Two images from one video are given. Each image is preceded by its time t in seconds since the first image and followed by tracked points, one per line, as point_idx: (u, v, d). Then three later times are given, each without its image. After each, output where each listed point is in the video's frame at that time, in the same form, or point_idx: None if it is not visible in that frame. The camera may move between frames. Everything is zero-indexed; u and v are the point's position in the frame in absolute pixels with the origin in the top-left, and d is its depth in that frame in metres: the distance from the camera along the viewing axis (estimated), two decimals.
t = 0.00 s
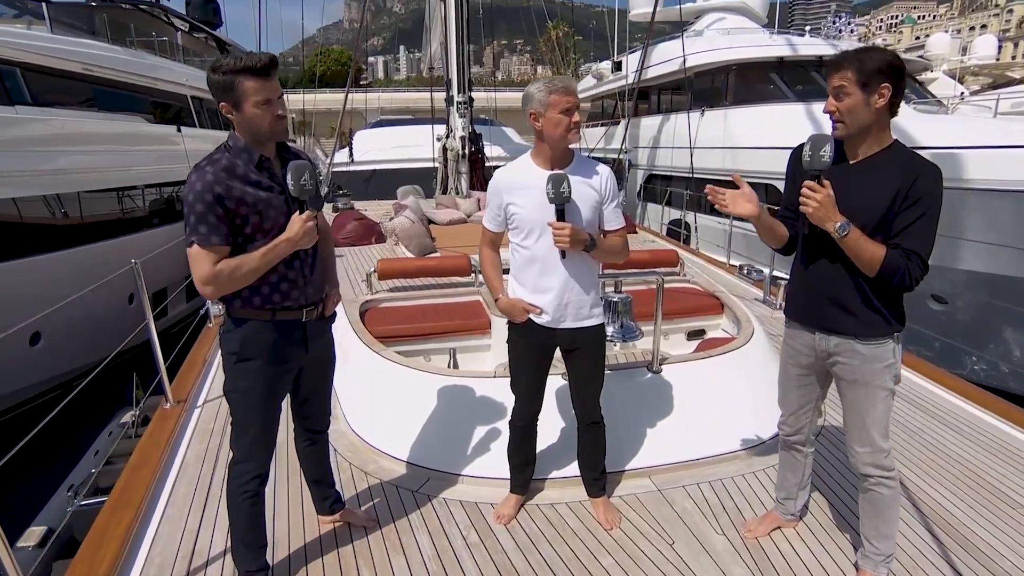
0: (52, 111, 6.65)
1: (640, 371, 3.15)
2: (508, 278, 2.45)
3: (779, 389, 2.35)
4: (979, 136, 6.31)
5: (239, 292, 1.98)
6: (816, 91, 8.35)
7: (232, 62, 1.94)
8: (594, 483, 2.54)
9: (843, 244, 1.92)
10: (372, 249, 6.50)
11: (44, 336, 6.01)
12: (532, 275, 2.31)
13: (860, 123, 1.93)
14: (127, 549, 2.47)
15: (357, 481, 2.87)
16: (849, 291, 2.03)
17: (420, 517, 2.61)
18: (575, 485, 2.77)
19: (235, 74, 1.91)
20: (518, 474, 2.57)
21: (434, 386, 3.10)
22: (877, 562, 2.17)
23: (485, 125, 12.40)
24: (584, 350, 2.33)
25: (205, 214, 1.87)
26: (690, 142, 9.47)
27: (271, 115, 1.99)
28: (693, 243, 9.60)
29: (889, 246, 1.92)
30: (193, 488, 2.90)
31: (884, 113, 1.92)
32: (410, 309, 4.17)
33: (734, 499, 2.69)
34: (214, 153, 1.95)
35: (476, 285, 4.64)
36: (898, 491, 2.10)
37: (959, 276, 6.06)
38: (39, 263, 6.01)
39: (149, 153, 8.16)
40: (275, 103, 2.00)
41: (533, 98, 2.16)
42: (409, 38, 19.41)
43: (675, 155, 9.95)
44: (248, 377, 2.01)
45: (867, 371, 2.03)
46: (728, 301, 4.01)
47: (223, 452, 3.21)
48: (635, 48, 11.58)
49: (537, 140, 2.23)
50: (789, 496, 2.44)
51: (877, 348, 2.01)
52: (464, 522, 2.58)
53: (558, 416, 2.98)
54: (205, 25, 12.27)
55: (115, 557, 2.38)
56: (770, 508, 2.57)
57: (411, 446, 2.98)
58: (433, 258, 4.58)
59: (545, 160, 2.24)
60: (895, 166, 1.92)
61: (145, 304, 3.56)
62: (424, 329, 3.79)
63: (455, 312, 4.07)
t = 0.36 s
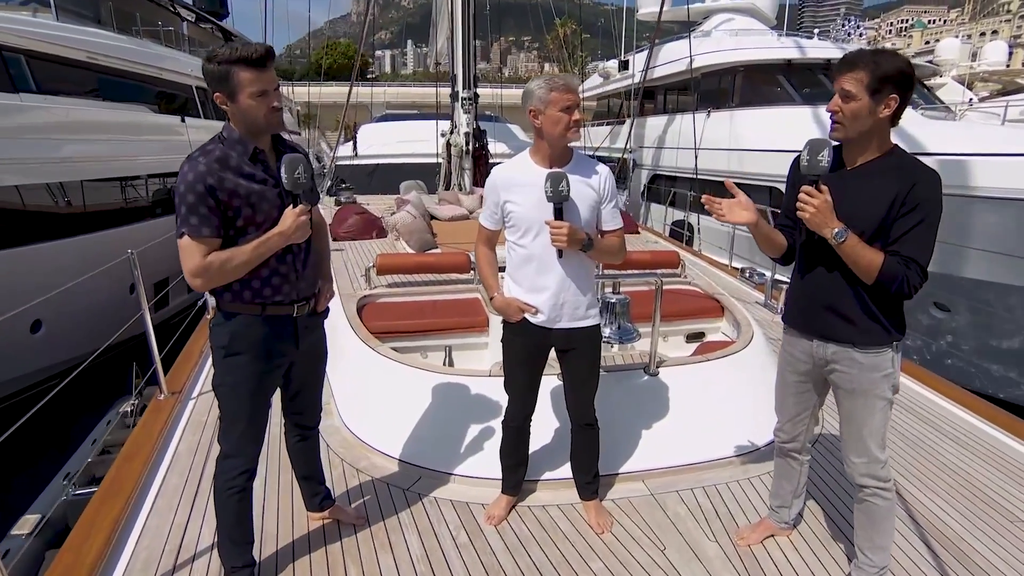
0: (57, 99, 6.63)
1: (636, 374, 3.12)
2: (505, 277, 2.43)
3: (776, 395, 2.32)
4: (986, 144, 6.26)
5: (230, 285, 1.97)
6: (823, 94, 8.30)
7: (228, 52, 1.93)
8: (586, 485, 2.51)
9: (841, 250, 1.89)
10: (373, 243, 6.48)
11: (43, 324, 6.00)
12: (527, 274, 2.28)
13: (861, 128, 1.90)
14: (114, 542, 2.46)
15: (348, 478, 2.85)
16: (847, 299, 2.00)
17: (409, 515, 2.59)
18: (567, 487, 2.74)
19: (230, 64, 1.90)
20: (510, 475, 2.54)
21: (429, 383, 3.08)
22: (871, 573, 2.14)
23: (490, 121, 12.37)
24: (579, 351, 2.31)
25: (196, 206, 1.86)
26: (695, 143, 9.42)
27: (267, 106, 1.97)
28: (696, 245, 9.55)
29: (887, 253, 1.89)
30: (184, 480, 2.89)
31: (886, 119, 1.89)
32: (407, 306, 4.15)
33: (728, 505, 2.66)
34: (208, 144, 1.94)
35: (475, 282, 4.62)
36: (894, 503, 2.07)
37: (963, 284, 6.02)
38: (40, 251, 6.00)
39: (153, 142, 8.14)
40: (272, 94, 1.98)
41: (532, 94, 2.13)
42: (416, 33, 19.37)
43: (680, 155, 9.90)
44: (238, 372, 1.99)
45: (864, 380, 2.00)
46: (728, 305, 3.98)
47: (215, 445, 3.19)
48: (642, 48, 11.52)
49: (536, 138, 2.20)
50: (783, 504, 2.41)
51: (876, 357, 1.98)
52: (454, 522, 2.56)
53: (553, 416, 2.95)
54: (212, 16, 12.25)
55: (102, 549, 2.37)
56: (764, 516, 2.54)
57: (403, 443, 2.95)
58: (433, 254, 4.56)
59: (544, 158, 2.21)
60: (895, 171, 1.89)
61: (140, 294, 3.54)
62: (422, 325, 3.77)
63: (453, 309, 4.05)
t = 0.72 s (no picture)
0: (30, 105, 6.47)
1: (627, 377, 3.06)
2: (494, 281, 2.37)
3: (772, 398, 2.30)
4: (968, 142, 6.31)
5: (213, 294, 1.91)
6: (805, 95, 8.35)
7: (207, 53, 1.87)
8: (582, 493, 2.46)
9: (842, 252, 1.86)
10: (358, 248, 6.40)
11: (20, 336, 5.85)
12: (519, 278, 2.23)
13: (860, 129, 1.87)
14: (92, 563, 2.37)
15: (337, 489, 2.78)
16: (847, 300, 1.97)
17: (401, 527, 2.54)
18: (561, 495, 2.69)
19: (210, 65, 1.84)
20: (504, 484, 2.49)
21: (418, 391, 3.01)
22: None
23: (475, 124, 12.31)
24: (574, 356, 2.26)
25: (176, 213, 1.79)
26: (679, 143, 9.43)
27: (249, 110, 1.91)
28: (682, 246, 9.55)
29: (887, 254, 1.87)
30: (167, 496, 2.80)
31: (886, 119, 1.87)
32: (394, 311, 4.07)
33: (725, 510, 2.63)
34: (187, 148, 1.87)
35: (463, 286, 4.55)
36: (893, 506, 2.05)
37: (946, 281, 6.07)
38: (14, 261, 5.84)
39: (131, 148, 7.99)
40: (254, 96, 1.92)
41: (522, 95, 2.09)
42: (397, 36, 19.25)
43: (665, 156, 9.92)
44: (222, 385, 1.93)
45: (863, 383, 1.98)
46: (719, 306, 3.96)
47: (198, 459, 3.10)
48: (625, 49, 11.53)
49: (526, 139, 2.16)
50: (781, 509, 2.38)
51: (874, 358, 1.96)
52: (447, 533, 2.50)
53: (546, 421, 2.90)
54: (190, 19, 12.08)
55: (80, 571, 2.28)
56: (762, 520, 2.51)
57: (394, 453, 2.89)
58: (419, 258, 4.49)
59: (535, 160, 2.17)
60: (894, 172, 1.87)
61: (119, 305, 3.44)
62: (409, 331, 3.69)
63: (441, 314, 3.98)
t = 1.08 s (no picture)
0: None
1: (612, 383, 3.01)
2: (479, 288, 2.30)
3: (764, 399, 2.27)
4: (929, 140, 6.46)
5: (183, 311, 1.80)
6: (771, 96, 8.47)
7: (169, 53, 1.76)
8: (572, 503, 2.39)
9: (841, 252, 1.85)
10: (329, 257, 6.25)
11: None
12: (507, 285, 2.16)
13: (859, 128, 1.88)
14: None
15: (317, 509, 2.67)
16: (842, 300, 1.95)
17: (387, 546, 2.44)
18: (550, 506, 2.63)
19: (171, 66, 1.73)
20: (492, 498, 2.41)
21: (399, 403, 2.91)
22: None
23: (443, 128, 12.20)
24: (563, 364, 2.20)
25: (138, 225, 1.67)
26: (649, 145, 9.48)
27: (216, 113, 1.80)
28: (655, 246, 9.59)
29: (886, 254, 1.86)
30: (133, 524, 2.65)
31: (885, 118, 1.87)
32: (368, 321, 3.94)
33: (717, 514, 2.60)
34: (148, 156, 1.75)
35: (440, 293, 4.45)
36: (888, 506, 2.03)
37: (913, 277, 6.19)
38: None
39: (85, 157, 7.68)
40: (220, 99, 1.82)
41: (504, 96, 2.02)
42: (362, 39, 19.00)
43: (635, 158, 9.95)
44: (194, 406, 1.83)
45: (858, 383, 1.96)
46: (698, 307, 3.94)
47: (167, 483, 2.95)
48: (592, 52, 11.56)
49: (509, 141, 2.10)
50: (774, 511, 2.35)
51: (868, 358, 1.94)
52: (435, 551, 2.41)
53: (532, 430, 2.83)
54: (144, 23, 11.71)
55: None
56: (754, 524, 2.48)
57: (376, 469, 2.78)
58: (393, 266, 4.37)
59: (518, 163, 2.10)
60: (893, 171, 1.87)
61: (77, 323, 3.26)
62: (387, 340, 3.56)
63: (418, 322, 3.87)
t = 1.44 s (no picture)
0: None
1: (597, 385, 2.98)
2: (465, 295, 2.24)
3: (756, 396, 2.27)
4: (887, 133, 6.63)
5: (155, 332, 1.70)
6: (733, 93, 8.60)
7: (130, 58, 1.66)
8: (567, 510, 2.35)
9: (832, 249, 1.85)
10: (298, 266, 6.10)
11: None
12: (495, 291, 2.11)
13: (851, 125, 1.89)
14: None
15: (302, 530, 2.58)
16: (833, 297, 1.96)
17: (378, 565, 2.37)
18: (542, 514, 2.58)
19: (134, 71, 1.63)
20: (485, 509, 2.35)
21: (382, 415, 2.83)
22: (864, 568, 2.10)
23: (408, 131, 12.06)
24: (554, 370, 2.16)
25: (103, 243, 1.57)
26: (616, 143, 9.52)
27: (185, 122, 1.71)
28: (626, 245, 9.63)
29: (876, 250, 1.88)
30: (104, 557, 2.52)
31: (873, 115, 1.90)
32: (344, 330, 3.83)
33: (711, 513, 2.59)
34: (111, 168, 1.64)
35: (416, 299, 4.36)
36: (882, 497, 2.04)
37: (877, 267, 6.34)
38: None
39: (31, 169, 7.33)
40: (190, 107, 1.72)
41: (487, 99, 1.97)
42: (320, 43, 18.68)
43: (602, 157, 10.00)
44: (172, 432, 1.73)
45: (850, 377, 1.97)
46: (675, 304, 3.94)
47: (138, 511, 2.81)
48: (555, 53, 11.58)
49: (492, 144, 2.04)
50: (768, 507, 2.36)
51: (860, 352, 1.95)
52: (429, 567, 2.35)
53: (520, 437, 2.77)
54: (90, 28, 11.27)
55: None
56: (749, 520, 2.48)
57: (362, 485, 2.70)
58: (366, 274, 4.26)
59: (502, 166, 2.05)
60: (880, 168, 1.89)
61: (33, 345, 3.08)
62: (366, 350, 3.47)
63: (395, 331, 3.77)
